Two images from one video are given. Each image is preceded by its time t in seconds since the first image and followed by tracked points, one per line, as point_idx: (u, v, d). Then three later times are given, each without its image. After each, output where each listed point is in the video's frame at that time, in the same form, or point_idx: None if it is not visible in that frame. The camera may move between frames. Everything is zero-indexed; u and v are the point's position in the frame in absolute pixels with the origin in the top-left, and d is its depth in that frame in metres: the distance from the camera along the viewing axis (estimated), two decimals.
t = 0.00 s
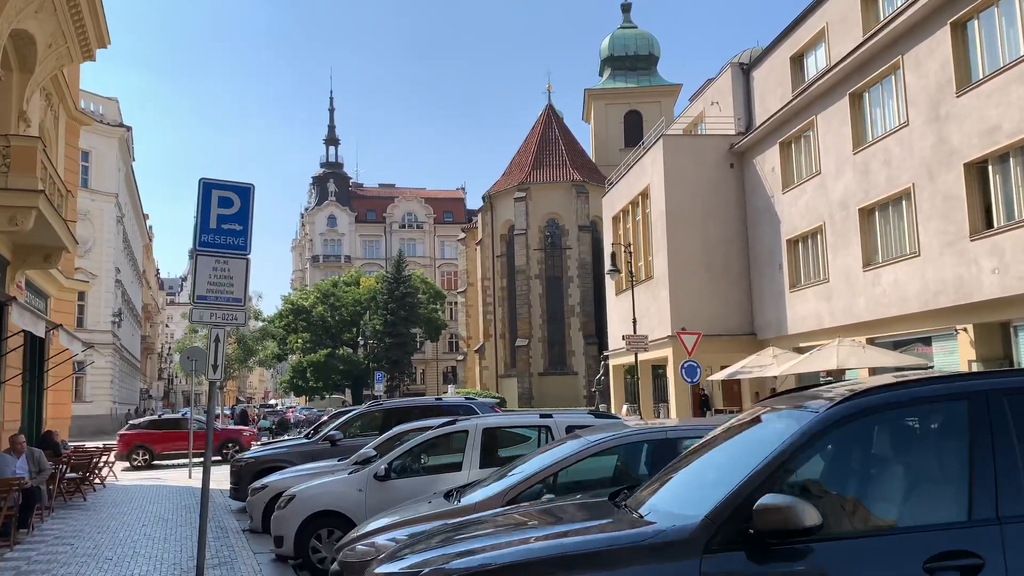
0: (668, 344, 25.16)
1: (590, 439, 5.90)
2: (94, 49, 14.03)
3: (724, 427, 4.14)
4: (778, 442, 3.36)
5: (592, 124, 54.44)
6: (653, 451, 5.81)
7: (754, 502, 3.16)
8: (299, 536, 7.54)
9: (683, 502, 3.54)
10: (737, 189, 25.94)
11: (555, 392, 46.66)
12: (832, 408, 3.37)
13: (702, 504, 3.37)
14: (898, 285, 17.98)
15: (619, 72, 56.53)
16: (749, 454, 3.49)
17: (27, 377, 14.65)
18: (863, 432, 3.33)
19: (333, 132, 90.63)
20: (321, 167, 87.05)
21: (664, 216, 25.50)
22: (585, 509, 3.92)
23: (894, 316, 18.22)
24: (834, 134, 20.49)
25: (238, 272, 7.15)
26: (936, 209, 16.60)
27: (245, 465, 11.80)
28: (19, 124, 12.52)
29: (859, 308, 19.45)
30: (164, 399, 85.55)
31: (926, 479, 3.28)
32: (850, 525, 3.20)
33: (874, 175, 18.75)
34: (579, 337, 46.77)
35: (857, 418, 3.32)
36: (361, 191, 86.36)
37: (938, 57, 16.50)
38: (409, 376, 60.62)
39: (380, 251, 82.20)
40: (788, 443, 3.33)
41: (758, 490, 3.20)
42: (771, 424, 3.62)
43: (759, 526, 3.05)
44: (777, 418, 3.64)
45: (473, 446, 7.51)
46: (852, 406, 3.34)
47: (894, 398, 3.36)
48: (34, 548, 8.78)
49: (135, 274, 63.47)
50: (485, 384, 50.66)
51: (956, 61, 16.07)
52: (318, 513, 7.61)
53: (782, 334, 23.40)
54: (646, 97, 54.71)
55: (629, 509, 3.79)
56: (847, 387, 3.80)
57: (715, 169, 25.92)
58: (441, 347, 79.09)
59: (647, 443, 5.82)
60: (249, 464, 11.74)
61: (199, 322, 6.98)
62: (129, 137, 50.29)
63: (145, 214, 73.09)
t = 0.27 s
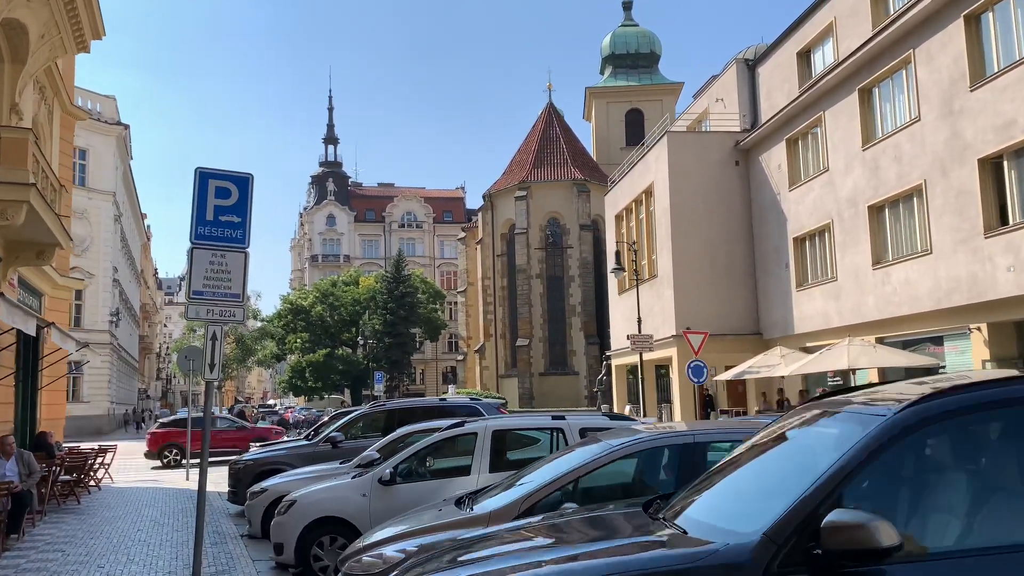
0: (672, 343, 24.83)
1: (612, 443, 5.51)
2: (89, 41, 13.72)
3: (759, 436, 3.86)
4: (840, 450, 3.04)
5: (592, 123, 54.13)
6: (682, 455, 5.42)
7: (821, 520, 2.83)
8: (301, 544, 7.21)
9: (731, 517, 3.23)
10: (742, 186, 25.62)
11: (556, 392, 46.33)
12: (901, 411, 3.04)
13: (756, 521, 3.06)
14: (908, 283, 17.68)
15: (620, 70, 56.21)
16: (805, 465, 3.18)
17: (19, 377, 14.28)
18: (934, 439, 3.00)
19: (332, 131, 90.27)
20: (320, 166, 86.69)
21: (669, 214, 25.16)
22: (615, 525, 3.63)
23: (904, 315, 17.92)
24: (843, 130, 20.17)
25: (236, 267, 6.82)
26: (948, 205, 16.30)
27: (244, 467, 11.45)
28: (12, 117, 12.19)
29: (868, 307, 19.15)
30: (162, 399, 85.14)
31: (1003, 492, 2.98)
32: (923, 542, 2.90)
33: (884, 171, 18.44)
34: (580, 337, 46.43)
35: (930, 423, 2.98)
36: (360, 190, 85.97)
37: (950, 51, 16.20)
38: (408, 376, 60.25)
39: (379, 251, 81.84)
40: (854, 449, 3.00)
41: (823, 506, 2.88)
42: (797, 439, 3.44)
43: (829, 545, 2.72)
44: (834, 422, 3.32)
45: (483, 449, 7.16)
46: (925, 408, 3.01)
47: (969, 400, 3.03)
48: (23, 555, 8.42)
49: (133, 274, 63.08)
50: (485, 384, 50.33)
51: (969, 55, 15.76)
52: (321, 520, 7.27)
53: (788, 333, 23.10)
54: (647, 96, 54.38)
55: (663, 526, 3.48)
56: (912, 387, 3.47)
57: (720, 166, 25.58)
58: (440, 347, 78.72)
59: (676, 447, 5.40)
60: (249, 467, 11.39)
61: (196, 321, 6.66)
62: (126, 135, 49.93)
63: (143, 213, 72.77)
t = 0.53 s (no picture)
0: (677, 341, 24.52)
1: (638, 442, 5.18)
2: (84, 29, 13.43)
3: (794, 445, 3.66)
4: (918, 452, 2.74)
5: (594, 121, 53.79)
6: (713, 455, 5.09)
7: (909, 528, 2.54)
8: (303, 548, 6.89)
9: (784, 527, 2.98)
10: (747, 182, 25.31)
11: (558, 392, 46.00)
12: (983, 407, 2.74)
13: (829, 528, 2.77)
14: (919, 280, 17.38)
15: (622, 68, 55.86)
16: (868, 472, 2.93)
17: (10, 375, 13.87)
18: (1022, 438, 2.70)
19: (332, 129, 89.90)
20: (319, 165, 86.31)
21: (673, 211, 24.86)
22: (623, 535, 3.42)
23: (915, 312, 17.61)
24: (851, 125, 19.86)
25: (234, 256, 6.51)
26: (961, 200, 16.00)
27: (243, 466, 11.12)
28: (3, 105, 11.85)
29: (878, 304, 18.84)
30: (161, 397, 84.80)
31: None
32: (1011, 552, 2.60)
33: (894, 166, 18.14)
34: (581, 336, 46.10)
35: (1017, 421, 2.69)
36: (360, 188, 85.59)
37: (963, 43, 15.90)
38: (408, 375, 59.88)
39: (379, 249, 81.48)
40: (933, 451, 2.70)
41: (904, 506, 2.60)
42: (843, 446, 3.25)
43: (917, 561, 2.40)
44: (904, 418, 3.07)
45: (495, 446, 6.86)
46: (1012, 405, 2.71)
47: None
48: (13, 558, 8.09)
49: (132, 272, 62.69)
50: (486, 383, 49.98)
51: (983, 47, 15.46)
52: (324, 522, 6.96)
53: (795, 331, 22.80)
54: (649, 93, 54.01)
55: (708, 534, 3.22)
56: (979, 381, 3.21)
57: (725, 162, 25.28)
58: (440, 346, 78.37)
59: (707, 445, 5.08)
60: (248, 466, 11.05)
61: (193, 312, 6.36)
62: (125, 132, 49.56)
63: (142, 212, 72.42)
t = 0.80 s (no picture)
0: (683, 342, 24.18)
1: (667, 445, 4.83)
2: (80, 20, 13.11)
3: (826, 470, 3.40)
4: None
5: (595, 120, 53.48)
6: (750, 460, 4.75)
7: None
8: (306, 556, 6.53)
9: (865, 544, 2.67)
10: (753, 181, 25.01)
11: (559, 392, 45.65)
12: None
13: (937, 546, 2.42)
14: (932, 278, 17.05)
15: (623, 67, 55.55)
16: (944, 485, 2.67)
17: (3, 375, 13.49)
18: None
19: (331, 129, 89.54)
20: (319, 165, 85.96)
21: (678, 209, 24.52)
22: (667, 552, 3.09)
23: (928, 312, 17.28)
24: (861, 122, 19.55)
25: (234, 248, 6.18)
26: (975, 197, 15.69)
27: (242, 469, 10.75)
28: None
29: (889, 304, 18.50)
30: (159, 398, 84.43)
31: None
32: None
33: (905, 163, 17.82)
34: (583, 336, 45.76)
35: None
36: (359, 189, 85.21)
37: (978, 38, 15.59)
38: (408, 376, 59.51)
39: (378, 250, 81.11)
40: None
41: (1013, 507, 2.29)
42: (919, 457, 2.92)
43: None
44: (979, 422, 2.79)
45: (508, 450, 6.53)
46: None
47: None
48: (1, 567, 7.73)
49: (130, 273, 62.30)
50: (487, 384, 49.61)
51: (998, 40, 15.15)
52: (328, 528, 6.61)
53: (803, 331, 22.46)
54: (651, 93, 53.67)
55: (773, 549, 2.88)
56: None
57: (730, 160, 24.97)
58: (439, 347, 78.01)
59: (745, 448, 4.75)
60: (247, 469, 10.69)
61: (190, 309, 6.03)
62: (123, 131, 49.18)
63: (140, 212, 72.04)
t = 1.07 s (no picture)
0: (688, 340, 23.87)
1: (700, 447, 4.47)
2: (75, 9, 12.79)
3: (889, 486, 3.04)
4: None
5: (596, 118, 53.18)
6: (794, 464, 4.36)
7: None
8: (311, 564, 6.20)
9: (970, 562, 2.34)
10: (759, 177, 24.71)
11: (561, 392, 45.34)
12: None
13: None
14: (944, 275, 16.75)
15: (624, 65, 55.23)
16: None
17: None
18: None
19: (330, 128, 89.19)
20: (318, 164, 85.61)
21: (684, 206, 24.21)
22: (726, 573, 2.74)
23: (940, 309, 16.98)
24: (870, 117, 19.25)
25: (234, 237, 5.90)
26: (990, 192, 15.40)
27: (242, 470, 10.41)
28: None
29: (900, 302, 18.19)
30: (158, 397, 84.10)
31: None
32: None
33: (917, 158, 17.51)
34: (584, 335, 45.45)
35: None
36: (359, 188, 84.84)
37: (992, 30, 15.30)
38: (408, 375, 59.17)
39: (378, 249, 80.77)
40: None
41: None
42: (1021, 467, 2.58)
43: None
44: None
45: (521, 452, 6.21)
46: None
47: None
48: None
49: (128, 272, 61.93)
50: (488, 383, 49.26)
51: (1013, 33, 14.86)
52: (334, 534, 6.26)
53: (811, 330, 22.17)
54: (652, 90, 53.34)
55: (859, 574, 2.54)
56: None
57: (737, 156, 24.66)
58: (439, 347, 77.72)
59: (788, 452, 4.35)
60: (247, 470, 10.35)
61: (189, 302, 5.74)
62: (121, 129, 48.85)
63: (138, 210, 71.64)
